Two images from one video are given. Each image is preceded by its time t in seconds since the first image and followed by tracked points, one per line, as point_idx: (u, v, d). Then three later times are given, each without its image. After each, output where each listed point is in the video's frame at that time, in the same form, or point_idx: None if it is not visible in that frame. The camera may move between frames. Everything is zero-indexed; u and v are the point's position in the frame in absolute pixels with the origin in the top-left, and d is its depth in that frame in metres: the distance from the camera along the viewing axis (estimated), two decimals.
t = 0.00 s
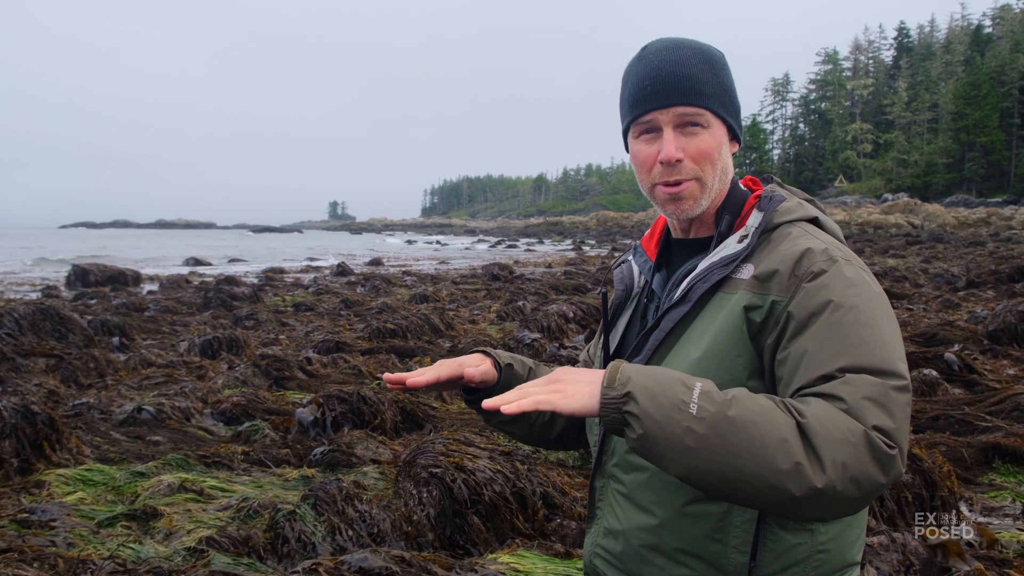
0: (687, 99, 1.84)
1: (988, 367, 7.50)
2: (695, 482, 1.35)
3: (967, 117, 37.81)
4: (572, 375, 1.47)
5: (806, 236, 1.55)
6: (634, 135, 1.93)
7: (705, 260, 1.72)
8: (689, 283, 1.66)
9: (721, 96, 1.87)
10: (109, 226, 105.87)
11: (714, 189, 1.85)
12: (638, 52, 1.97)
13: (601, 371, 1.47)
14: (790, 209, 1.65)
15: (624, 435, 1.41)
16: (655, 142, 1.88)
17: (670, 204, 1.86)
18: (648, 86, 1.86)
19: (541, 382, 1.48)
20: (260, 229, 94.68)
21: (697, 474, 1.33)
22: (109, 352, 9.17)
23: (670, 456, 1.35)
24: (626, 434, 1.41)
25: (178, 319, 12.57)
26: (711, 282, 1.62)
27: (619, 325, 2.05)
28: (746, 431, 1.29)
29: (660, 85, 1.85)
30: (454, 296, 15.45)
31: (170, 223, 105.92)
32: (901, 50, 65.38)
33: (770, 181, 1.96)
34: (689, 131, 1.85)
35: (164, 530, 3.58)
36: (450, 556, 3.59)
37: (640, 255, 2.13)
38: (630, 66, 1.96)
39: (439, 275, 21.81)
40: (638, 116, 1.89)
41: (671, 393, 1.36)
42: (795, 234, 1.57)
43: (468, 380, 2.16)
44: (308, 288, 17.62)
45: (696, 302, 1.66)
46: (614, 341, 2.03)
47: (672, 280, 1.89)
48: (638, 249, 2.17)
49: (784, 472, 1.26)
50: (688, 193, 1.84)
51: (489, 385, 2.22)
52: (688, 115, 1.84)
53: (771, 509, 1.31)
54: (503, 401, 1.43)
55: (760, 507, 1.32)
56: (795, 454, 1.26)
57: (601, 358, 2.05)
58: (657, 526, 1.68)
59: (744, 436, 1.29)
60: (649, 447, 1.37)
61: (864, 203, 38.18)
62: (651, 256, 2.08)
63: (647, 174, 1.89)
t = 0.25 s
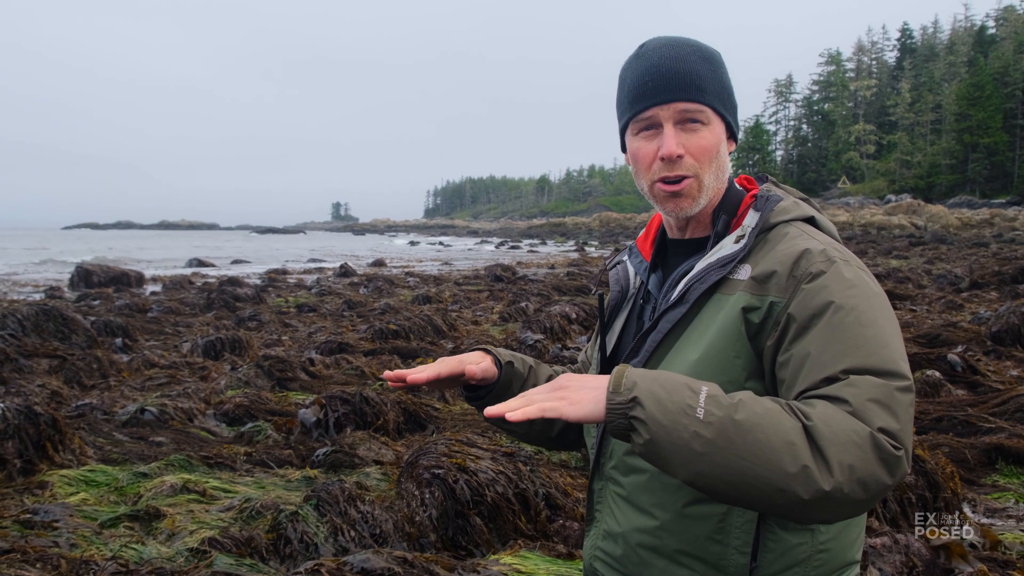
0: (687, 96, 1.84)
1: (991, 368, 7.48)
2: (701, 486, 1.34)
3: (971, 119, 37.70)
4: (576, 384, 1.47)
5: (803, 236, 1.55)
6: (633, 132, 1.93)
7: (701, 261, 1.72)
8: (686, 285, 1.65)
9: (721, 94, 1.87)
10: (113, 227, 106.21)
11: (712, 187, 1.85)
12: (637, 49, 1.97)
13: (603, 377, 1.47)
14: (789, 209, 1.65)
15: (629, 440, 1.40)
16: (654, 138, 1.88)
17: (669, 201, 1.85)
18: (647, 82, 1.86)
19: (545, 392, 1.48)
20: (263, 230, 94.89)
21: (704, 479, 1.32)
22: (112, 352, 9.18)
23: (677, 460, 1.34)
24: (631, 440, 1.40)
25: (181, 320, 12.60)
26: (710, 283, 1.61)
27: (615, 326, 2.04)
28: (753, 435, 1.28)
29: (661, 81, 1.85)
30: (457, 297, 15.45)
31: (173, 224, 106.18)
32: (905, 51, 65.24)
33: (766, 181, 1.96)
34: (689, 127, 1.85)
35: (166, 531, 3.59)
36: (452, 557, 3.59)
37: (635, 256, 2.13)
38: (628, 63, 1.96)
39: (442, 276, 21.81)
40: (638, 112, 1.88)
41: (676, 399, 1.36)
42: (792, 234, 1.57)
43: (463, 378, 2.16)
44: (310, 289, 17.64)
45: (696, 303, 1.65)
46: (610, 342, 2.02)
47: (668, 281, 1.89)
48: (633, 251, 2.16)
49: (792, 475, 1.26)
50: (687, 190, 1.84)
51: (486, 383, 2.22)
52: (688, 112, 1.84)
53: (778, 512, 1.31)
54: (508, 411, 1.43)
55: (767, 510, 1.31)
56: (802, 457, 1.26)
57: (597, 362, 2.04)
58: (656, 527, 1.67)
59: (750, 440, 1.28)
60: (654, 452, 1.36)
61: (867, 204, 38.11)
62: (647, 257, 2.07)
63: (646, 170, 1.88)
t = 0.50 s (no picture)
0: (677, 96, 1.83)
1: (994, 370, 7.46)
2: (698, 488, 1.34)
3: (974, 120, 37.57)
4: (570, 386, 1.47)
5: (796, 234, 1.54)
6: (624, 133, 1.93)
7: (695, 261, 1.72)
8: (679, 285, 1.65)
9: (712, 94, 1.87)
10: (117, 228, 106.49)
11: (703, 189, 1.85)
12: (628, 50, 1.97)
13: (599, 379, 1.47)
14: (781, 207, 1.64)
15: (625, 442, 1.40)
16: (645, 139, 1.88)
17: (660, 203, 1.85)
18: (638, 84, 1.86)
19: (541, 394, 1.49)
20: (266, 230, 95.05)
21: (701, 481, 1.32)
22: (115, 353, 9.20)
23: (673, 462, 1.34)
24: (627, 442, 1.40)
25: (184, 320, 12.61)
26: (703, 283, 1.61)
27: (611, 329, 2.04)
28: (749, 435, 1.28)
29: (651, 82, 1.85)
30: (459, 299, 15.44)
31: (177, 225, 106.49)
32: (908, 52, 65.06)
33: (760, 180, 1.95)
34: (679, 128, 1.85)
35: (169, 531, 3.59)
36: (454, 558, 3.58)
37: (631, 258, 2.13)
38: (620, 63, 1.96)
39: (445, 277, 21.81)
40: (628, 114, 1.89)
41: (671, 400, 1.35)
42: (784, 232, 1.57)
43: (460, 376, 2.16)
44: (313, 290, 17.65)
45: (690, 303, 1.65)
46: (606, 344, 2.02)
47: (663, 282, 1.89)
48: (628, 252, 2.17)
49: (790, 475, 1.26)
50: (678, 192, 1.84)
51: (485, 382, 2.22)
52: (679, 113, 1.84)
53: (777, 512, 1.30)
54: (503, 414, 1.44)
55: (765, 510, 1.31)
56: (799, 456, 1.26)
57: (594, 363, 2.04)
58: (654, 530, 1.67)
59: (746, 440, 1.28)
60: (651, 453, 1.36)
61: (871, 206, 38.04)
62: (642, 258, 2.07)
63: (637, 172, 1.88)
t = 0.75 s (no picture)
0: (672, 96, 1.83)
1: (999, 372, 7.43)
2: (693, 489, 1.34)
3: (979, 122, 37.44)
4: (566, 384, 1.47)
5: (793, 235, 1.54)
6: (620, 133, 1.92)
7: (693, 261, 1.72)
8: (677, 286, 1.65)
9: (708, 94, 1.86)
10: (121, 228, 106.80)
11: (700, 189, 1.85)
12: (624, 50, 1.98)
13: (595, 379, 1.47)
14: (779, 208, 1.64)
15: (621, 442, 1.40)
16: (641, 139, 1.87)
17: (656, 203, 1.85)
18: (633, 84, 1.86)
19: (537, 392, 1.49)
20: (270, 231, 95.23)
21: (695, 481, 1.32)
22: (119, 353, 9.22)
23: (668, 463, 1.34)
24: (623, 442, 1.40)
25: (187, 321, 12.63)
26: (700, 284, 1.61)
27: (611, 330, 2.04)
28: (745, 436, 1.28)
29: (646, 83, 1.85)
30: (462, 299, 15.44)
31: (181, 226, 106.78)
32: (912, 53, 64.89)
33: (758, 180, 1.94)
34: (675, 128, 1.84)
35: (172, 531, 3.60)
36: (457, 559, 3.58)
37: (631, 259, 2.13)
38: (616, 63, 1.96)
39: (448, 278, 21.81)
40: (624, 115, 1.89)
41: (667, 400, 1.35)
42: (782, 233, 1.56)
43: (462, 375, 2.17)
44: (316, 291, 17.67)
45: (688, 304, 1.65)
46: (606, 346, 2.02)
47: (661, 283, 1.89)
48: (628, 253, 2.16)
49: (784, 477, 1.25)
50: (674, 192, 1.83)
51: (489, 382, 2.22)
52: (674, 113, 1.84)
53: (772, 514, 1.30)
54: (499, 410, 1.44)
55: (760, 512, 1.30)
56: (794, 458, 1.25)
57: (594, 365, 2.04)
58: (652, 531, 1.67)
59: (742, 442, 1.28)
60: (646, 454, 1.36)
61: (874, 208, 37.95)
62: (642, 259, 2.07)
63: (633, 172, 1.88)
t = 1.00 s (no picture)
0: (671, 96, 1.83)
1: (1002, 373, 7.41)
2: (692, 487, 1.33)
3: (982, 123, 37.37)
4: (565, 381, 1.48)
5: (792, 233, 1.54)
6: (619, 133, 1.93)
7: (693, 261, 1.71)
8: (676, 285, 1.65)
9: (707, 94, 1.86)
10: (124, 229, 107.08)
11: (699, 188, 1.84)
12: (624, 51, 1.98)
13: (594, 377, 1.47)
14: (779, 207, 1.64)
15: (619, 440, 1.40)
16: (640, 139, 1.87)
17: (656, 202, 1.85)
18: (632, 83, 1.86)
19: (536, 388, 1.50)
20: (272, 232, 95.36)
21: (693, 479, 1.32)
22: (122, 355, 9.25)
23: (666, 460, 1.34)
24: (621, 440, 1.40)
25: (190, 322, 12.65)
26: (699, 283, 1.60)
27: (611, 330, 2.04)
28: (744, 434, 1.27)
29: (646, 82, 1.84)
30: (465, 301, 15.45)
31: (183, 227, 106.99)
32: (915, 54, 64.79)
33: (759, 180, 1.94)
34: (674, 127, 1.84)
35: (175, 532, 3.60)
36: (459, 560, 3.58)
37: (632, 260, 2.13)
38: (616, 63, 1.96)
39: (450, 279, 21.83)
40: (623, 114, 1.89)
41: (664, 398, 1.35)
42: (781, 232, 1.56)
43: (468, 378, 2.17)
44: (319, 292, 17.69)
45: (687, 303, 1.65)
46: (606, 345, 2.02)
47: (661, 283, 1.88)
48: (629, 253, 2.16)
49: (783, 475, 1.25)
50: (674, 191, 1.83)
51: (495, 381, 2.22)
52: (673, 112, 1.84)
53: (771, 512, 1.30)
54: (498, 408, 1.44)
55: (759, 510, 1.30)
56: (792, 456, 1.25)
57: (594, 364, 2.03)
58: (651, 530, 1.66)
59: (740, 440, 1.27)
60: (644, 451, 1.36)
61: (877, 209, 37.90)
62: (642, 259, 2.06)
63: (632, 171, 1.88)
